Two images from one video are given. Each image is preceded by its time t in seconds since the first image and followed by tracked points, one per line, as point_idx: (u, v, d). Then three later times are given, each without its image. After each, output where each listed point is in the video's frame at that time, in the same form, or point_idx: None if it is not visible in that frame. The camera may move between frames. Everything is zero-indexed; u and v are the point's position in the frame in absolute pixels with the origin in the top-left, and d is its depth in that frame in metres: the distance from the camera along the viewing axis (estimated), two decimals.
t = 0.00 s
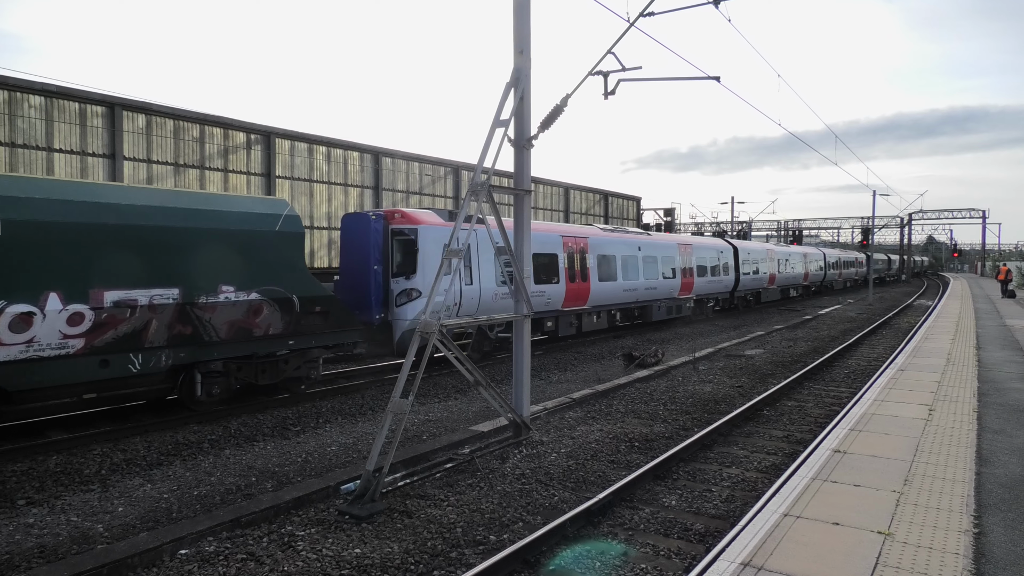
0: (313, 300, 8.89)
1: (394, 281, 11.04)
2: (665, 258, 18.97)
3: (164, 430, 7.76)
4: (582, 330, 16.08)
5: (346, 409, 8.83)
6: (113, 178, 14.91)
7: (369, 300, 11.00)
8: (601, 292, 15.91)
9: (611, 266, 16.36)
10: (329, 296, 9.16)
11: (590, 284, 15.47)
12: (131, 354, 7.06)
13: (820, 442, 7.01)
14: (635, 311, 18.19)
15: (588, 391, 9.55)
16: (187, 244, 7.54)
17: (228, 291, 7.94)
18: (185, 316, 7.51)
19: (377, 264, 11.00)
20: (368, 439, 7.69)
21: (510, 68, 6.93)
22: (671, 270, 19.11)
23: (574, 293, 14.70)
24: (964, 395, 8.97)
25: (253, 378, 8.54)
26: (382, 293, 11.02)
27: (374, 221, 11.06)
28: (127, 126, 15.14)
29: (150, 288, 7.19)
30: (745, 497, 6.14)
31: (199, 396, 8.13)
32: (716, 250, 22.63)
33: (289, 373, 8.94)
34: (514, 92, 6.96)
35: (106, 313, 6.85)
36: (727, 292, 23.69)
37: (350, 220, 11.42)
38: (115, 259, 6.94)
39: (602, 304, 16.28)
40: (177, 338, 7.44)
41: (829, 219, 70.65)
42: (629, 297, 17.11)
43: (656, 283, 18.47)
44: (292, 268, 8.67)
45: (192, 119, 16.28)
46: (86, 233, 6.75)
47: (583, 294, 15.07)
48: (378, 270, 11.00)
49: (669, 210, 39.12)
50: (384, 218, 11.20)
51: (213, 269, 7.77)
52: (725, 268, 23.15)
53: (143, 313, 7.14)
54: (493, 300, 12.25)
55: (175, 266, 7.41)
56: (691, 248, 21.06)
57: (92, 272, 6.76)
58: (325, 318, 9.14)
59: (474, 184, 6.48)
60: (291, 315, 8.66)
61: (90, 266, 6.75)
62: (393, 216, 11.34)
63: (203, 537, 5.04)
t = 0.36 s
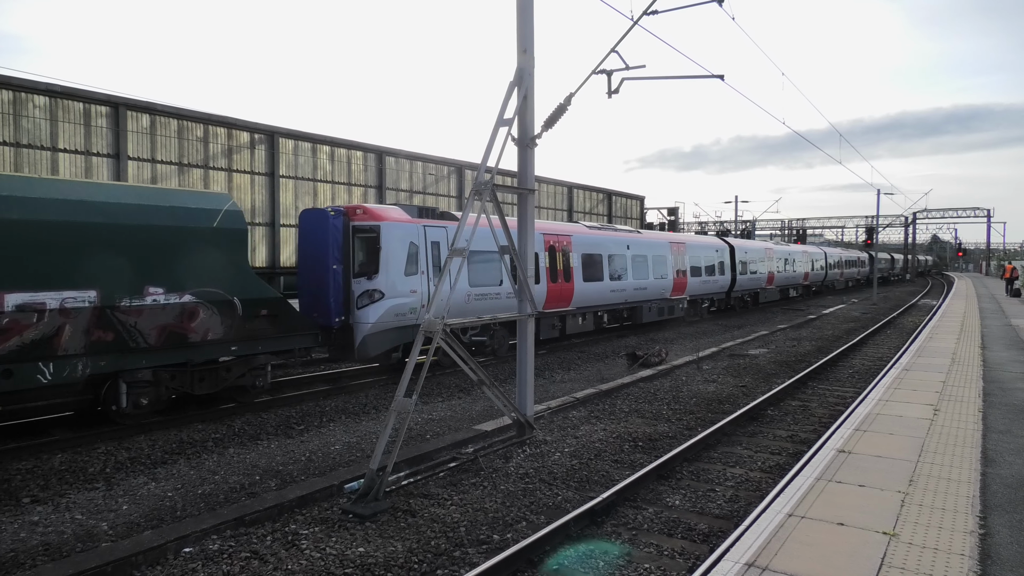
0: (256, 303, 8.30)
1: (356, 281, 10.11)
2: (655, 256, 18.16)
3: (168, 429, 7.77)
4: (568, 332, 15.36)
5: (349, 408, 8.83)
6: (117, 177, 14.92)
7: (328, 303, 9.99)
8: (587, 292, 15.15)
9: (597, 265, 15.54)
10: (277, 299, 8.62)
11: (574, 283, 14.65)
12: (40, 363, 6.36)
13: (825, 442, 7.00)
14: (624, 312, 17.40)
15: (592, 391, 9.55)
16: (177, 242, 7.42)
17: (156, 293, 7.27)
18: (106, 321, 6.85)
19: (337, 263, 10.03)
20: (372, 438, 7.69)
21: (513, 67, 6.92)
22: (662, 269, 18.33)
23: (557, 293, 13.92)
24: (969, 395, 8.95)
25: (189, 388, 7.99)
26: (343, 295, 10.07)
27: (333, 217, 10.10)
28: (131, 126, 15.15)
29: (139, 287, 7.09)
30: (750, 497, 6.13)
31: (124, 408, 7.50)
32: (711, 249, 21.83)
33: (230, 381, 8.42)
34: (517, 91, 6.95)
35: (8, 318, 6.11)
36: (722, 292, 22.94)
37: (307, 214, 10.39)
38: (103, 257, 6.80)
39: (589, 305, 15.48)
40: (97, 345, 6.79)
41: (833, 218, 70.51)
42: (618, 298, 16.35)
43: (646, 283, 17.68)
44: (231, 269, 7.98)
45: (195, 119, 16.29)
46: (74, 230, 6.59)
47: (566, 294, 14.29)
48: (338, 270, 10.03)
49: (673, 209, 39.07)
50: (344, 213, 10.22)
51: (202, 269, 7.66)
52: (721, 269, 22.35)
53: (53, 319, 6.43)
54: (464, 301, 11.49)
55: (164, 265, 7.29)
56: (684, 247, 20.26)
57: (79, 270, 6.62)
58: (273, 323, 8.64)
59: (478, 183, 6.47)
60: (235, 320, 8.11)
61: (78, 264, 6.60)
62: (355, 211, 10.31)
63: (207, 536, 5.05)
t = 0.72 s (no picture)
0: (205, 304, 7.71)
1: (324, 281, 9.59)
2: (657, 255, 17.42)
3: (186, 426, 7.86)
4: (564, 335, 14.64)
5: (365, 406, 8.88)
6: (136, 177, 15.09)
7: (292, 304, 9.54)
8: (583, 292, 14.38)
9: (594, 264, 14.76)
10: (229, 300, 8.02)
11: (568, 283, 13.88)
12: None
13: (843, 443, 6.94)
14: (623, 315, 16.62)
15: (607, 390, 9.53)
16: (172, 241, 7.36)
17: (85, 294, 6.64)
18: (24, 326, 6.22)
19: (301, 262, 9.57)
20: (388, 437, 7.72)
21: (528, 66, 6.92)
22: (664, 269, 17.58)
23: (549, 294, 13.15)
24: (991, 396, 8.82)
25: (127, 398, 7.32)
26: (309, 295, 9.61)
27: (298, 213, 9.62)
28: (150, 127, 15.30)
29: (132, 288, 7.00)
30: (767, 498, 6.08)
31: (51, 420, 6.86)
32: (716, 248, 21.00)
33: (176, 390, 7.79)
34: (532, 90, 6.95)
35: None
36: (730, 292, 22.16)
37: (272, 210, 9.93)
38: (97, 257, 6.72)
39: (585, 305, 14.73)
40: (16, 351, 6.19)
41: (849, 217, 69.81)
42: (615, 298, 15.58)
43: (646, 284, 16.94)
44: (176, 267, 7.40)
45: (213, 119, 16.42)
46: (67, 229, 6.50)
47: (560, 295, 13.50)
48: (303, 269, 9.57)
49: (689, 208, 38.86)
50: (310, 208, 9.72)
51: (186, 270, 7.49)
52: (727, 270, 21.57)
53: None
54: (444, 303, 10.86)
55: (141, 266, 7.06)
56: (688, 245, 19.48)
57: (73, 270, 6.54)
58: (226, 326, 8.05)
59: (493, 182, 6.48)
60: (179, 326, 7.49)
61: (71, 264, 6.52)
62: (324, 207, 9.72)
63: (225, 532, 5.10)
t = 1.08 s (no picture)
0: (168, 308, 7.03)
1: (304, 280, 9.17)
2: (675, 253, 16.75)
3: (224, 422, 8.03)
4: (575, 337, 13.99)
5: (398, 404, 8.94)
6: (176, 177, 15.42)
7: (271, 305, 9.13)
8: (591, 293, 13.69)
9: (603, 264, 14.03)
10: (194, 303, 7.29)
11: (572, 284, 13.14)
12: None
13: (884, 446, 6.79)
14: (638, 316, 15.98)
15: (640, 390, 9.45)
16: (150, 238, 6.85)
17: (27, 296, 5.99)
18: None
19: (281, 261, 9.14)
20: (420, 434, 7.77)
21: (561, 65, 6.89)
22: (684, 268, 16.93)
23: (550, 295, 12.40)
24: None
25: (79, 408, 6.67)
26: (288, 295, 9.18)
27: (277, 209, 9.18)
28: (190, 128, 15.62)
29: (134, 290, 6.70)
30: (804, 501, 5.98)
31: None
32: (740, 247, 20.25)
33: (135, 399, 7.08)
34: (565, 89, 6.92)
35: None
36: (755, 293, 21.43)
37: (250, 204, 9.49)
38: (89, 255, 6.35)
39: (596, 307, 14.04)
40: None
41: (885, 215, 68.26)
42: (629, 299, 14.92)
43: (664, 283, 16.27)
44: (133, 267, 6.70)
45: (251, 120, 16.71)
46: (67, 227, 6.22)
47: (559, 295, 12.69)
48: (282, 267, 9.15)
49: (723, 206, 38.38)
50: (290, 204, 9.28)
51: (148, 270, 6.81)
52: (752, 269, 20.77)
53: None
54: (437, 303, 10.36)
55: (95, 266, 6.40)
56: (711, 244, 18.78)
57: (14, 269, 5.88)
58: (190, 329, 7.38)
59: (526, 181, 6.47)
60: (136, 329, 6.83)
61: (12, 262, 5.86)
62: (307, 202, 9.31)
63: (262, 526, 5.19)
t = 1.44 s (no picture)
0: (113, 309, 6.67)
1: (274, 280, 8.61)
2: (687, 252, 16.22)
3: (254, 418, 8.16)
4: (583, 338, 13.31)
5: (425, 402, 8.99)
6: (209, 177, 15.69)
7: (238, 306, 8.52)
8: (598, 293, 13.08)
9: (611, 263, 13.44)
10: (142, 305, 6.97)
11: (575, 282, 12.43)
12: None
13: (919, 449, 6.66)
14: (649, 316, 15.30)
15: (668, 389, 9.38)
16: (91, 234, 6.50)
17: None
18: None
19: (249, 259, 8.55)
20: (448, 432, 7.81)
21: (590, 63, 6.86)
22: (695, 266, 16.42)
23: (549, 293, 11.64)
24: None
25: (13, 418, 6.28)
26: (257, 296, 8.60)
27: (245, 203, 8.57)
28: (223, 128, 15.87)
29: (75, 291, 6.37)
30: (836, 503, 5.89)
31: None
32: (757, 246, 19.68)
33: (77, 408, 6.67)
34: (594, 87, 6.89)
35: None
36: (774, 292, 20.74)
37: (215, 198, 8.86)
38: (23, 252, 5.99)
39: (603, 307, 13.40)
40: None
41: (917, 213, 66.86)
42: (638, 298, 14.39)
43: (675, 283, 15.65)
44: (72, 263, 6.34)
45: (282, 120, 16.92)
46: None
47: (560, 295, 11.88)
48: (250, 266, 8.56)
49: (752, 204, 37.95)
50: (259, 198, 8.69)
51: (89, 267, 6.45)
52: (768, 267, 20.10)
53: None
54: (422, 304, 9.69)
55: (30, 263, 6.04)
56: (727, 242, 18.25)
57: None
58: (141, 332, 7.05)
59: (554, 179, 6.45)
60: (77, 334, 6.49)
61: None
62: (278, 196, 8.68)
63: (293, 522, 5.26)
